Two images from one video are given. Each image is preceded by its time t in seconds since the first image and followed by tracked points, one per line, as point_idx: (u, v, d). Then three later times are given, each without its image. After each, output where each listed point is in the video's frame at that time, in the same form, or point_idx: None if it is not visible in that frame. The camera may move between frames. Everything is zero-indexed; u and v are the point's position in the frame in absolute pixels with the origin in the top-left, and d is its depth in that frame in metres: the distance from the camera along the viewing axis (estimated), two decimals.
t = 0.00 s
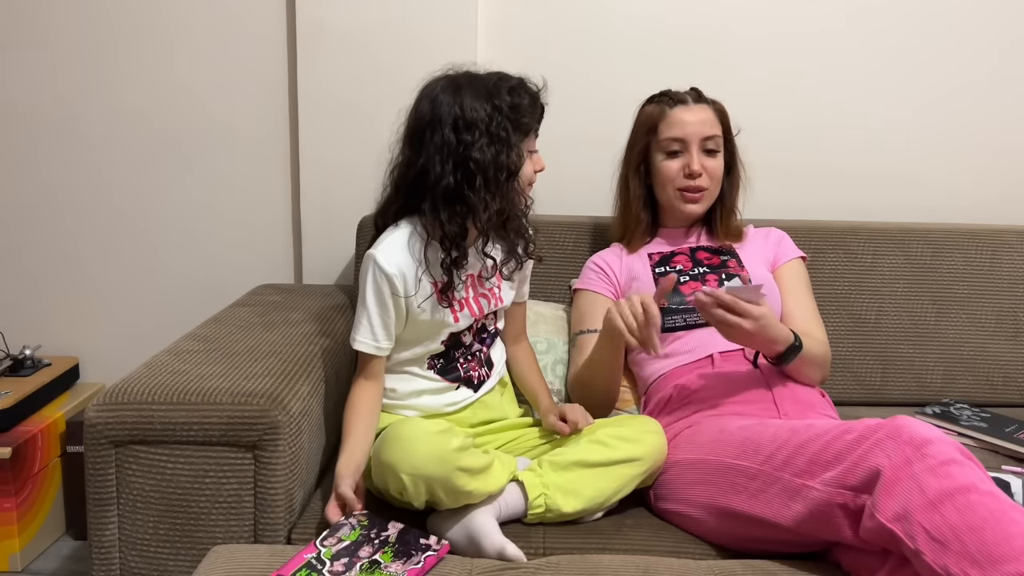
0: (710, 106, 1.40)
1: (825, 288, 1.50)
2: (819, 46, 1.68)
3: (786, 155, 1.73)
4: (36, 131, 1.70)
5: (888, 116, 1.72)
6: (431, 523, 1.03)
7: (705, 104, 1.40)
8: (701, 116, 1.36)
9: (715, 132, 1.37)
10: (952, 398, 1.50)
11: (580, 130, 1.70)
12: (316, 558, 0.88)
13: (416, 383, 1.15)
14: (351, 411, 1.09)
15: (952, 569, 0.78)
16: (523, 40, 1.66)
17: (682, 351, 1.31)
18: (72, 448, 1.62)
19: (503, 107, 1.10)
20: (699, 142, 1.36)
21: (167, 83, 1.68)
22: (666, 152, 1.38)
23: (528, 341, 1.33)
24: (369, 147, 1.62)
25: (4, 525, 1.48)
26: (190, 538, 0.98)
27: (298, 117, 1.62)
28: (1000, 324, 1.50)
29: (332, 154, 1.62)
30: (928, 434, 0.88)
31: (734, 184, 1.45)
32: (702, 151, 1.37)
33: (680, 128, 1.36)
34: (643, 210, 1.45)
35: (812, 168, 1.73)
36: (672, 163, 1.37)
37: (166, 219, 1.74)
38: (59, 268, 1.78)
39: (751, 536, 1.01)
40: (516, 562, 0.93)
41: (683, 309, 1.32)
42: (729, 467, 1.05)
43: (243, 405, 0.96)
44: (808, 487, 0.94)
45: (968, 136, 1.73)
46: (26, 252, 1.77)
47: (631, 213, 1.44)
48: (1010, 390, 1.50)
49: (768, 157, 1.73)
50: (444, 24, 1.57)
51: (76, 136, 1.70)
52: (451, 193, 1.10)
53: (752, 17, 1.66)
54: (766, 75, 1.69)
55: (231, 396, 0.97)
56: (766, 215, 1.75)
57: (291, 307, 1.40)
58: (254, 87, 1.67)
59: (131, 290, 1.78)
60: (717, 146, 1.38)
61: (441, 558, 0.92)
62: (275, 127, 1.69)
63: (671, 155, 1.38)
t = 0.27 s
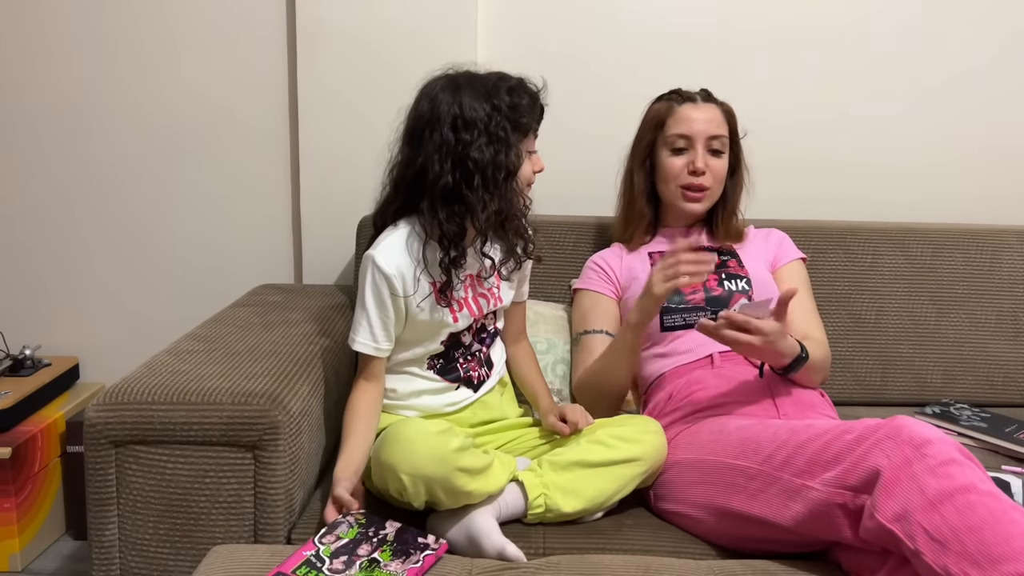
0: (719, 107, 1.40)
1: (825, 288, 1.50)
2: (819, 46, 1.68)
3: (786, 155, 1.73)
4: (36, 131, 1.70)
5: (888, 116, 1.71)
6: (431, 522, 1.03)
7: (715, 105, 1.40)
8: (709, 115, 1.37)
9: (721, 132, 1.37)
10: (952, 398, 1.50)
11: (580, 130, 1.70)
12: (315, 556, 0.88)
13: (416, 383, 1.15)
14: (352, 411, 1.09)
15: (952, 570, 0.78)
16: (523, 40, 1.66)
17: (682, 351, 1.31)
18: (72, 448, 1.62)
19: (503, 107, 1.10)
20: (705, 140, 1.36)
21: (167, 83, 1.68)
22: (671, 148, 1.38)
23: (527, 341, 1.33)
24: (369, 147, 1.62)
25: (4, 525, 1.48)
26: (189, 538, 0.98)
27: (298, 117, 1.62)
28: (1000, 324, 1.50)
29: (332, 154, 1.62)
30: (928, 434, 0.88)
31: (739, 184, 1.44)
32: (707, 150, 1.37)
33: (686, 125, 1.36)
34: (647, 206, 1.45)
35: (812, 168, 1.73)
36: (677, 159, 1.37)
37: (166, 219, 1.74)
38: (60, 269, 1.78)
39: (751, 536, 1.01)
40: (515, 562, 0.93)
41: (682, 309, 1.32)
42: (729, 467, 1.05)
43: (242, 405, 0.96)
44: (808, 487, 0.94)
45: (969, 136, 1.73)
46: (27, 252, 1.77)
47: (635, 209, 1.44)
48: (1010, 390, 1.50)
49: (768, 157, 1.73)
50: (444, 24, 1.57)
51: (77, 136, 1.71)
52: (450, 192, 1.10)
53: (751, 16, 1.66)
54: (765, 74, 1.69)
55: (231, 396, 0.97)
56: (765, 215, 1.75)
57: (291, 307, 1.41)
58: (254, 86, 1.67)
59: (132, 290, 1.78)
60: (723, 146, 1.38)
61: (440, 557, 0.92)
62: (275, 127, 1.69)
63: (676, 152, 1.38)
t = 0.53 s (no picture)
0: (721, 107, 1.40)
1: (825, 288, 1.50)
2: (819, 46, 1.68)
3: (786, 155, 1.73)
4: (35, 130, 1.70)
5: (888, 116, 1.71)
6: (431, 523, 1.02)
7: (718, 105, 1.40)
8: (710, 115, 1.37)
9: (723, 132, 1.37)
10: (952, 398, 1.50)
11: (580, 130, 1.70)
12: (316, 558, 0.88)
13: (416, 383, 1.15)
14: (353, 411, 1.09)
15: (953, 569, 0.78)
16: (523, 40, 1.66)
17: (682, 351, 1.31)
18: (72, 448, 1.62)
19: (500, 106, 1.10)
20: (705, 140, 1.36)
21: (166, 83, 1.67)
22: (672, 148, 1.39)
23: (528, 341, 1.33)
24: (368, 147, 1.61)
25: (4, 525, 1.48)
26: (189, 538, 0.97)
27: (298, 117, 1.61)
28: (1000, 324, 1.50)
29: (332, 153, 1.62)
30: (929, 434, 0.88)
31: (742, 184, 1.44)
32: (709, 150, 1.37)
33: (687, 125, 1.36)
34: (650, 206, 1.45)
35: (812, 168, 1.73)
36: (678, 159, 1.37)
37: (166, 219, 1.74)
38: (59, 269, 1.78)
39: (752, 536, 1.01)
40: (516, 562, 0.93)
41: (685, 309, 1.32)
42: (730, 467, 1.05)
43: (242, 405, 0.96)
44: (809, 486, 0.94)
45: (968, 136, 1.73)
46: (26, 251, 1.77)
47: (638, 209, 1.44)
48: (1010, 390, 1.50)
49: (768, 157, 1.73)
50: (444, 24, 1.57)
51: (77, 137, 1.70)
52: (445, 191, 1.10)
53: (751, 17, 1.66)
54: (765, 75, 1.69)
55: (231, 396, 0.97)
56: (765, 215, 1.75)
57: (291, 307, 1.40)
58: (254, 86, 1.67)
59: (131, 289, 1.78)
60: (725, 145, 1.38)
61: (439, 559, 0.92)
62: (274, 126, 1.69)
63: (677, 152, 1.38)
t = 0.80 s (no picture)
0: (720, 107, 1.40)
1: (825, 288, 1.50)
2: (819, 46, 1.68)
3: (786, 155, 1.73)
4: (35, 131, 1.70)
5: (888, 116, 1.71)
6: (431, 523, 1.02)
7: (716, 104, 1.40)
8: (709, 114, 1.37)
9: (722, 131, 1.37)
10: (952, 398, 1.50)
11: (580, 130, 1.70)
12: (319, 557, 0.88)
13: (416, 383, 1.15)
14: (354, 411, 1.09)
15: (952, 569, 0.78)
16: (523, 40, 1.66)
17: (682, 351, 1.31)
18: (72, 448, 1.62)
19: (498, 105, 1.10)
20: (704, 139, 1.36)
21: (166, 83, 1.67)
22: (671, 148, 1.39)
23: (528, 341, 1.33)
24: (368, 147, 1.61)
25: (4, 525, 1.48)
26: (190, 538, 0.97)
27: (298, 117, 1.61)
28: (1000, 324, 1.50)
29: (332, 154, 1.62)
30: (929, 434, 0.88)
31: (742, 183, 1.44)
32: (707, 149, 1.37)
33: (686, 125, 1.36)
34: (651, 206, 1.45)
35: (812, 169, 1.73)
36: (677, 159, 1.38)
37: (166, 219, 1.74)
38: (59, 269, 1.78)
39: (751, 536, 1.01)
40: (516, 562, 0.93)
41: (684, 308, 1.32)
42: (729, 467, 1.05)
43: (242, 405, 0.96)
44: (808, 487, 0.94)
45: (969, 136, 1.73)
46: (26, 251, 1.77)
47: (637, 208, 1.44)
48: (1010, 390, 1.50)
49: (768, 157, 1.73)
50: (444, 24, 1.57)
51: (77, 137, 1.70)
52: (442, 189, 1.10)
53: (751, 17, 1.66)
54: (765, 75, 1.69)
55: (231, 396, 0.97)
56: (765, 215, 1.75)
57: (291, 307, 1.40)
58: (254, 86, 1.67)
59: (132, 290, 1.78)
60: (724, 144, 1.38)
61: (443, 561, 0.92)
62: (274, 127, 1.69)
63: (676, 152, 1.38)
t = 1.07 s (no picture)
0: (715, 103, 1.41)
1: (825, 287, 1.50)
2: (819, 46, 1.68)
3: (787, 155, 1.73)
4: (35, 131, 1.70)
5: (889, 116, 1.71)
6: (431, 523, 1.02)
7: (713, 102, 1.41)
8: (704, 111, 1.37)
9: (717, 126, 1.37)
10: (952, 398, 1.50)
11: (580, 130, 1.70)
12: (319, 563, 0.88)
13: (416, 383, 1.15)
14: (354, 411, 1.09)
15: (951, 570, 0.78)
16: (524, 40, 1.66)
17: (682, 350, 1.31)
18: (72, 448, 1.62)
19: (488, 99, 1.10)
20: (698, 134, 1.36)
21: (166, 83, 1.67)
22: (667, 147, 1.39)
23: (528, 341, 1.33)
24: (369, 147, 1.61)
25: (4, 525, 1.48)
26: (190, 538, 0.98)
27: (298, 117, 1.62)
28: (1000, 324, 1.50)
29: (332, 154, 1.62)
30: (927, 434, 0.88)
31: (744, 181, 1.44)
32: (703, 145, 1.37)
33: (681, 121, 1.37)
34: (653, 207, 1.45)
35: (813, 169, 1.73)
36: (672, 157, 1.37)
37: (166, 219, 1.74)
38: (59, 268, 1.78)
39: (751, 536, 1.01)
40: (516, 562, 0.93)
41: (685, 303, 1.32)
42: (728, 467, 1.05)
43: (242, 404, 0.96)
44: (807, 487, 0.94)
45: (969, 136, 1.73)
46: (26, 251, 1.77)
47: (640, 209, 1.44)
48: (1010, 390, 1.50)
49: (768, 157, 1.73)
50: (445, 23, 1.56)
51: (78, 136, 1.70)
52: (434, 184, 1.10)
53: (751, 17, 1.66)
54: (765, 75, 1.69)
55: (231, 396, 0.97)
56: (766, 216, 1.75)
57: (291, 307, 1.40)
58: (254, 86, 1.67)
59: (131, 289, 1.78)
60: (720, 140, 1.37)
61: (444, 562, 0.92)
62: (274, 126, 1.69)
63: (671, 150, 1.39)
